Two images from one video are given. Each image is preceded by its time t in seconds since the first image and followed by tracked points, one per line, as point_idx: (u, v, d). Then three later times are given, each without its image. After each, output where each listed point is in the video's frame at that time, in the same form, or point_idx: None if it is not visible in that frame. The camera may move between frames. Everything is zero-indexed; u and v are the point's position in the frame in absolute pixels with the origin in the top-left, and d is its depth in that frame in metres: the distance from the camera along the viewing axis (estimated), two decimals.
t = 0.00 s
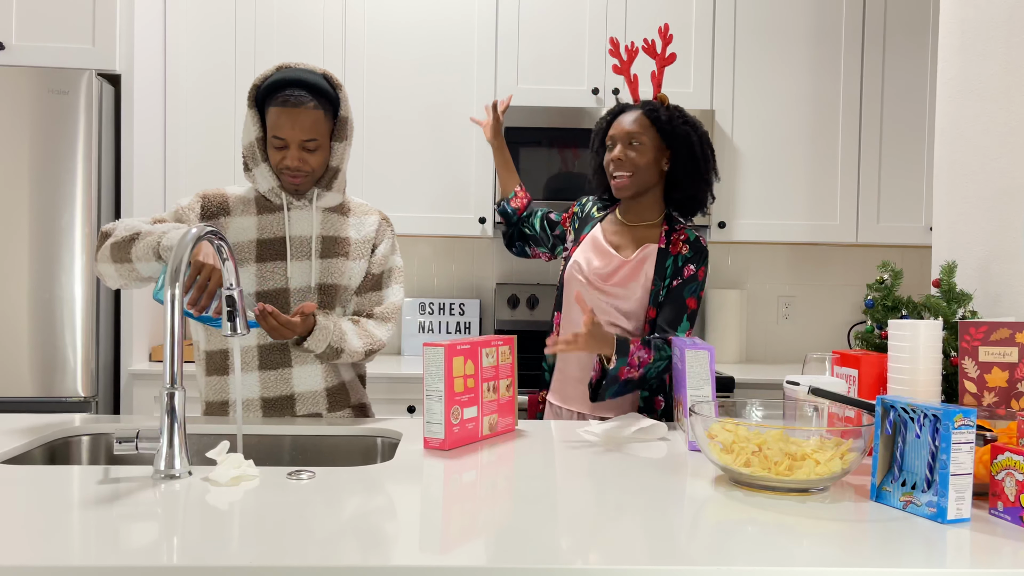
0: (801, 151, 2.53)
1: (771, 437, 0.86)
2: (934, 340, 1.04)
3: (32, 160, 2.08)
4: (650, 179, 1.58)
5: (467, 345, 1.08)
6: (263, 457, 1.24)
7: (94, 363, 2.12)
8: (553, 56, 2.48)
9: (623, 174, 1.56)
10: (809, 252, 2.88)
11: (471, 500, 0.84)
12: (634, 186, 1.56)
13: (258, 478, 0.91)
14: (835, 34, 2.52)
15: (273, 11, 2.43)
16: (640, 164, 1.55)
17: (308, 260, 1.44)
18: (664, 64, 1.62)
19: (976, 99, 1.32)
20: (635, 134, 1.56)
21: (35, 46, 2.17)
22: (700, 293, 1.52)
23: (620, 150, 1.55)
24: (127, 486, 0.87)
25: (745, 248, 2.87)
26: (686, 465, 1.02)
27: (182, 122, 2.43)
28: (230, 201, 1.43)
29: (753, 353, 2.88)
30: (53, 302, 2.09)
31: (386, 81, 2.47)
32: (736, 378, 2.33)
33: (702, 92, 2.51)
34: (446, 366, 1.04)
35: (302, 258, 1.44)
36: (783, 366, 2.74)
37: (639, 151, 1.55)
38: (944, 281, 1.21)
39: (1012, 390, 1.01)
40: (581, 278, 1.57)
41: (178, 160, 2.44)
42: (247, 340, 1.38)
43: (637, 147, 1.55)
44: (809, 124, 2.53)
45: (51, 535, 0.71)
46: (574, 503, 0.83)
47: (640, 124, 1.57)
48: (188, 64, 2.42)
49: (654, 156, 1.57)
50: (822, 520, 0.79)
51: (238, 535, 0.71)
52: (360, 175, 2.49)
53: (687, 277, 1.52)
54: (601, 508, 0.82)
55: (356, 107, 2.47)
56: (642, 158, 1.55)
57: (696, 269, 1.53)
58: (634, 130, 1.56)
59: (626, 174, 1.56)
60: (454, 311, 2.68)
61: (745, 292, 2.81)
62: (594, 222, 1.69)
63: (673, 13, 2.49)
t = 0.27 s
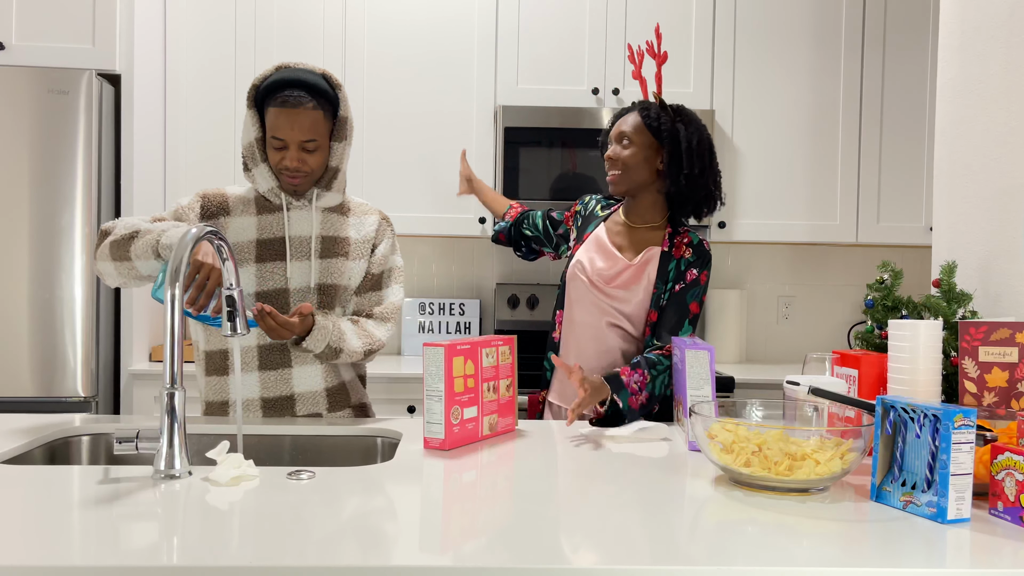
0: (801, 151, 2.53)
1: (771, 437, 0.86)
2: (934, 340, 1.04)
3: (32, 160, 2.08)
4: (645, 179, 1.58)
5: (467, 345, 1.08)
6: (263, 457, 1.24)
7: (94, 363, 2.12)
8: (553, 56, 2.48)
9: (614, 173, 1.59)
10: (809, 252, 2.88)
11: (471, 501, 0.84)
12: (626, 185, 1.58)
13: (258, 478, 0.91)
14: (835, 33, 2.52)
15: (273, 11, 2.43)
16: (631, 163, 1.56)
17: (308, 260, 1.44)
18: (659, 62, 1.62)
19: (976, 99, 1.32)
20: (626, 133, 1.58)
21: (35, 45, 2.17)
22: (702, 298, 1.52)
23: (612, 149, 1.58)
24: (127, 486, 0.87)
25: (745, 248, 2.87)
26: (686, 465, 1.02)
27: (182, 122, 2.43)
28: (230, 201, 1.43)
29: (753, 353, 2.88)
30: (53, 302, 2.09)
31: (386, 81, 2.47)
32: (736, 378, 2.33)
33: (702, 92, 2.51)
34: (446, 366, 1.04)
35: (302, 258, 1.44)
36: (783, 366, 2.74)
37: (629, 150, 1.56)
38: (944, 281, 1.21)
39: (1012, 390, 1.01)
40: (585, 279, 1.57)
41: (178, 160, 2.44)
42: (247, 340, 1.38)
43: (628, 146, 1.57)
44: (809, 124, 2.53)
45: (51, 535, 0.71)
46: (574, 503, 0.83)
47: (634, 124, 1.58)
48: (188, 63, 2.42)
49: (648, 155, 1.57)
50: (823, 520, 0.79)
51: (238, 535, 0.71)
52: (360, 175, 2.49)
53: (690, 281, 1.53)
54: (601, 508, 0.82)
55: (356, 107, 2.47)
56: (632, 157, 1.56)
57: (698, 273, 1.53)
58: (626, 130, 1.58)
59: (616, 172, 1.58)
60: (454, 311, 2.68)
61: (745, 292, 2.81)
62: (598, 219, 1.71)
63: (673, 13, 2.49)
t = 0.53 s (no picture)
0: (801, 151, 2.53)
1: (771, 437, 0.87)
2: (934, 340, 1.03)
3: (32, 160, 2.08)
4: (647, 180, 1.58)
5: (467, 345, 1.08)
6: (263, 457, 1.24)
7: (94, 363, 2.12)
8: (553, 56, 2.49)
9: (616, 172, 1.58)
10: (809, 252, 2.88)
11: (471, 500, 0.84)
12: (627, 186, 1.58)
13: (258, 478, 0.91)
14: (835, 33, 2.52)
15: (273, 10, 2.43)
16: (634, 164, 1.56)
17: (307, 261, 1.44)
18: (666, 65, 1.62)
19: (976, 99, 1.32)
20: (631, 134, 1.57)
21: (34, 45, 2.17)
22: (705, 299, 1.51)
23: (616, 150, 1.57)
24: (127, 485, 0.87)
25: (745, 248, 2.87)
26: (686, 465, 1.02)
27: (183, 121, 2.43)
28: (229, 202, 1.43)
29: (752, 353, 2.88)
30: (54, 302, 2.09)
31: (386, 81, 2.47)
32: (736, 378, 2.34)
33: (702, 92, 2.52)
34: (446, 366, 1.04)
35: (301, 258, 1.44)
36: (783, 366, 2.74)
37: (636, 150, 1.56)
38: (944, 281, 1.21)
39: (1013, 390, 1.01)
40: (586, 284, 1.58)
41: (178, 160, 2.44)
42: (247, 341, 1.38)
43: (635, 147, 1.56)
44: (809, 123, 2.53)
45: (51, 535, 0.71)
46: (573, 503, 0.83)
47: (640, 125, 1.57)
48: (188, 63, 2.42)
49: (653, 156, 1.57)
50: (823, 520, 0.79)
51: (237, 535, 0.71)
52: (360, 175, 2.49)
53: (693, 283, 1.52)
54: (600, 508, 0.82)
55: (356, 107, 2.47)
56: (636, 158, 1.56)
57: (701, 274, 1.53)
58: (631, 130, 1.57)
59: (617, 172, 1.58)
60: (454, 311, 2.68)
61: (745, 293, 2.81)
62: (595, 224, 1.71)
63: (673, 12, 2.49)
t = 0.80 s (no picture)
0: (801, 151, 2.53)
1: (771, 437, 0.87)
2: (934, 340, 1.03)
3: (32, 160, 2.08)
4: (651, 183, 1.58)
5: (467, 345, 1.08)
6: (263, 457, 1.24)
7: (94, 364, 2.12)
8: (553, 56, 2.49)
9: (625, 176, 1.57)
10: (809, 252, 2.88)
11: (471, 500, 0.84)
12: (635, 189, 1.57)
13: (258, 478, 0.91)
14: (835, 33, 2.52)
15: (273, 10, 2.43)
16: (644, 168, 1.56)
17: (305, 261, 1.44)
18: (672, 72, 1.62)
19: (976, 99, 1.32)
20: (640, 136, 1.56)
21: (34, 45, 2.17)
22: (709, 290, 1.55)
23: (623, 155, 1.56)
24: (127, 485, 0.87)
25: (745, 248, 2.87)
26: (686, 465, 1.02)
27: (183, 122, 2.44)
28: (228, 202, 1.43)
29: (752, 353, 2.88)
30: (54, 302, 2.09)
31: (386, 80, 2.47)
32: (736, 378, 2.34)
33: (702, 92, 2.51)
34: (446, 366, 1.04)
35: (300, 258, 1.44)
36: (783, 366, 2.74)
37: (644, 155, 1.56)
38: (944, 281, 1.21)
39: (1012, 390, 1.01)
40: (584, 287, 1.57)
41: (178, 160, 2.44)
42: (246, 341, 1.38)
43: (644, 151, 1.56)
44: (809, 123, 2.53)
45: (51, 535, 0.71)
46: (574, 503, 0.83)
47: (645, 126, 1.57)
48: (188, 63, 2.42)
49: (658, 159, 1.58)
50: (822, 519, 0.79)
51: (237, 535, 0.71)
52: (360, 175, 2.49)
53: (695, 275, 1.54)
54: (600, 508, 0.82)
55: (356, 107, 2.47)
56: (644, 162, 1.56)
57: (700, 265, 1.55)
58: (639, 133, 1.56)
59: (626, 176, 1.56)
60: (454, 311, 2.68)
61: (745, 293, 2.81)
62: (585, 229, 1.66)
63: (673, 12, 2.49)
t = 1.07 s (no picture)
0: (801, 151, 2.53)
1: (771, 437, 0.87)
2: (934, 340, 1.03)
3: (32, 160, 2.08)
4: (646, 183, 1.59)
5: (466, 345, 1.08)
6: (263, 457, 1.24)
7: (94, 364, 2.12)
8: (553, 56, 2.49)
9: (624, 178, 1.55)
10: (809, 252, 2.88)
11: (471, 500, 0.84)
12: (633, 189, 1.56)
13: (258, 478, 0.91)
14: (835, 33, 2.52)
15: (273, 10, 2.43)
16: (641, 168, 1.55)
17: (304, 260, 1.44)
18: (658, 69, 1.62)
19: (976, 99, 1.32)
20: (636, 137, 1.55)
21: (34, 45, 2.17)
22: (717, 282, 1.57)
23: (618, 158, 1.54)
24: (127, 485, 0.87)
25: (744, 248, 2.87)
26: (686, 465, 1.02)
27: (183, 122, 2.44)
28: (226, 202, 1.43)
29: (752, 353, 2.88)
30: (53, 302, 2.09)
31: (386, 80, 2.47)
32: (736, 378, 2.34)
33: (702, 92, 2.51)
34: (446, 366, 1.04)
35: (299, 257, 1.44)
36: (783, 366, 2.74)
37: (641, 156, 1.55)
38: (944, 281, 1.21)
39: (1012, 390, 1.01)
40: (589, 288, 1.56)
41: (178, 160, 2.44)
42: (245, 341, 1.38)
43: (640, 153, 1.55)
44: (809, 124, 2.53)
45: (51, 535, 0.71)
46: (574, 503, 0.83)
47: (637, 128, 1.56)
48: (188, 63, 2.42)
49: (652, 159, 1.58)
50: (823, 520, 0.79)
51: (236, 535, 0.71)
52: (360, 175, 2.49)
53: (700, 269, 1.56)
54: (601, 508, 0.82)
55: (356, 107, 2.47)
56: (643, 163, 1.55)
57: (703, 259, 1.57)
58: (635, 134, 1.55)
59: (627, 177, 1.55)
60: (454, 311, 2.68)
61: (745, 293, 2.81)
62: (582, 228, 1.65)
63: (673, 12, 2.49)
